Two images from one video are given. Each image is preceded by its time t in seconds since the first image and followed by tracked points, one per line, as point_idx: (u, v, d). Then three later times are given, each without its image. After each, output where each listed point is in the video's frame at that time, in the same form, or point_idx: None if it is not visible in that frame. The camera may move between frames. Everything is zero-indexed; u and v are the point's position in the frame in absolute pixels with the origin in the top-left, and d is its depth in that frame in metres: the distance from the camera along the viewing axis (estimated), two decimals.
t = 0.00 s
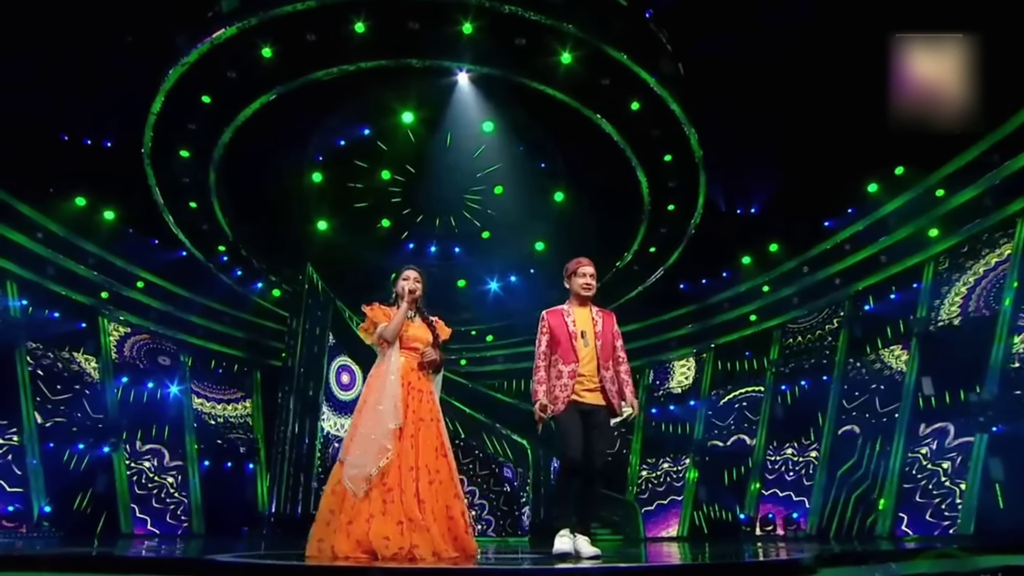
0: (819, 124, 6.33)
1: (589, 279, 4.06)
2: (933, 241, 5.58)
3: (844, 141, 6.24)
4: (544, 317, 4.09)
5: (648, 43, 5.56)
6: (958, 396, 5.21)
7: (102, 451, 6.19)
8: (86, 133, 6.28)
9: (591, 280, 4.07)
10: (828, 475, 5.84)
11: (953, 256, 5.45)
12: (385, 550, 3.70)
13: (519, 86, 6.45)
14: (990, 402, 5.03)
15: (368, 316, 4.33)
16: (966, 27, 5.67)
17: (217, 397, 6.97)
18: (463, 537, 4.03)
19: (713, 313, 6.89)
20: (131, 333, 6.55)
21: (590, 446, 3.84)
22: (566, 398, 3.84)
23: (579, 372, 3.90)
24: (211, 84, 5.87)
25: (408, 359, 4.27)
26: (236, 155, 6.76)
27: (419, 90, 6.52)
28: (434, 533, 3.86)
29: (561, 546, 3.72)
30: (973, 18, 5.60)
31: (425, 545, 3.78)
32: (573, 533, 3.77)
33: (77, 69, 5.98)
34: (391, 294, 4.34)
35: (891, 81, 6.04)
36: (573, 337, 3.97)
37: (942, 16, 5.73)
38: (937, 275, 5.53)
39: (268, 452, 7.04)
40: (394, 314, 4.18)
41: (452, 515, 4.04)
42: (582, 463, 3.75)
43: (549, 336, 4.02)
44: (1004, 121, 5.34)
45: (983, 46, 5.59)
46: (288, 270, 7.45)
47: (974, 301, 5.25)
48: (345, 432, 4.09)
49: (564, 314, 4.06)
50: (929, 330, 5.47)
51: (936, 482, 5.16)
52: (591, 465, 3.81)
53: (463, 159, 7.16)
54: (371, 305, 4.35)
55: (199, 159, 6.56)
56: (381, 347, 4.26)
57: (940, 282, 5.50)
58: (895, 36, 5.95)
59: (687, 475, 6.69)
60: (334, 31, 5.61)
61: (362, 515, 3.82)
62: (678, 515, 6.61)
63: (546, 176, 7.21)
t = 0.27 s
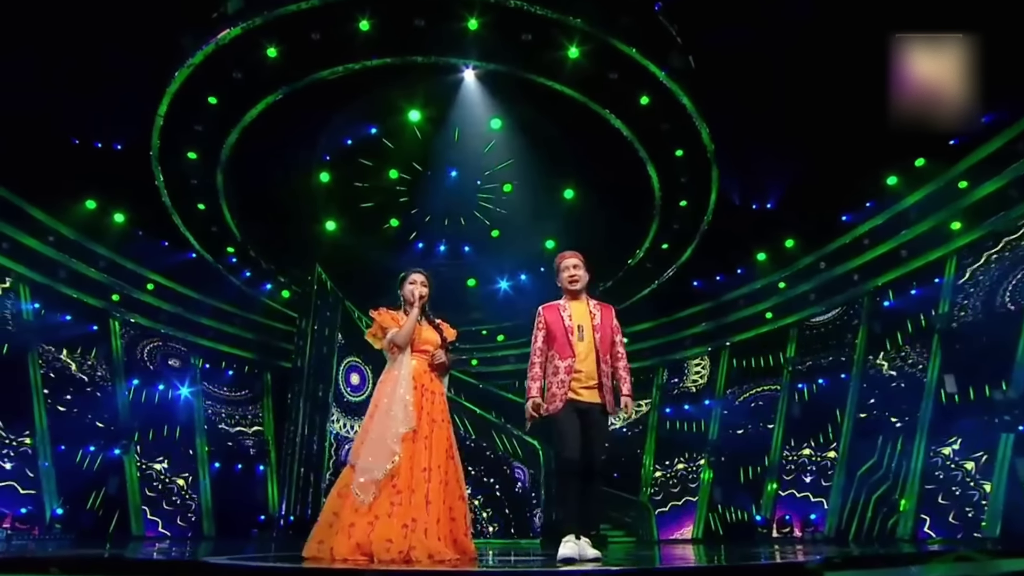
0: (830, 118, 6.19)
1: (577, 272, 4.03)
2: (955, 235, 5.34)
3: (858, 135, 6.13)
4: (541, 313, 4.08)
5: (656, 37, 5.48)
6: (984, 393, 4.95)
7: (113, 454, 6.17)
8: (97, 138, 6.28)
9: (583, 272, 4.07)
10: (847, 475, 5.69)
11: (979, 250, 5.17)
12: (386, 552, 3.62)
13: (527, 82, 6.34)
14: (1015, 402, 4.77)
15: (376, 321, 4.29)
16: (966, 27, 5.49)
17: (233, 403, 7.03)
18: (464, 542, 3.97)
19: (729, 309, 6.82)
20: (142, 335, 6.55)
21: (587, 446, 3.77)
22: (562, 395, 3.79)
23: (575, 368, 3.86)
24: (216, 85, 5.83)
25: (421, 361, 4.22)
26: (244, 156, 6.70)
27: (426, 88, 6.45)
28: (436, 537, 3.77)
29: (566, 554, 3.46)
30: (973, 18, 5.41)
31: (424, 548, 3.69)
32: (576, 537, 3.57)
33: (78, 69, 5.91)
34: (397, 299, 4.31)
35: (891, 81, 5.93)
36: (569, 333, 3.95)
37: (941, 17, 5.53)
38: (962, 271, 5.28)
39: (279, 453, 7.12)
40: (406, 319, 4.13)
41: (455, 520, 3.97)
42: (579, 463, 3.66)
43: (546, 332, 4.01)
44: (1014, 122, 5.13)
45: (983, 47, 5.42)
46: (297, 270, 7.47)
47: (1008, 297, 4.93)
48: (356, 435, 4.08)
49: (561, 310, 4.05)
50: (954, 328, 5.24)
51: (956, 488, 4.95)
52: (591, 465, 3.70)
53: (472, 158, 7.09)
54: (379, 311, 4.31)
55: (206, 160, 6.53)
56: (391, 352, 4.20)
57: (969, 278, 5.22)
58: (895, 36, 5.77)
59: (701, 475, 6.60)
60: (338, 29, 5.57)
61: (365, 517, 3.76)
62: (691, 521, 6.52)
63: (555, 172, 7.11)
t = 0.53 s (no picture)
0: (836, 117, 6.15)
1: (560, 266, 4.03)
2: (979, 228, 5.40)
3: (862, 134, 6.10)
4: (531, 311, 4.08)
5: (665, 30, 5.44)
6: (1009, 387, 5.05)
7: (125, 455, 6.20)
8: (107, 140, 6.26)
9: (566, 265, 4.04)
10: (867, 476, 5.61)
11: (1008, 244, 5.24)
12: (397, 552, 3.60)
13: (541, 82, 6.33)
14: None
15: (389, 324, 4.27)
16: (966, 27, 5.68)
17: (241, 404, 6.84)
18: (475, 547, 3.90)
19: (741, 308, 6.60)
20: (154, 337, 6.59)
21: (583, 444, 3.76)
22: (552, 393, 3.75)
23: (565, 363, 3.83)
24: (222, 85, 5.82)
25: (434, 365, 4.14)
26: (253, 156, 6.69)
27: (433, 85, 6.43)
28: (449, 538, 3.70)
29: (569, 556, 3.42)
30: (973, 18, 5.58)
31: (435, 549, 3.63)
32: (575, 539, 3.57)
33: (79, 69, 5.92)
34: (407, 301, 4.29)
35: (891, 81, 5.98)
36: (556, 329, 3.92)
37: (943, 17, 5.66)
38: (986, 265, 5.32)
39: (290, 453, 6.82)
40: (421, 321, 4.08)
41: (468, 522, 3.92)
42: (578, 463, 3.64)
43: (536, 330, 3.99)
44: None
45: (983, 45, 5.62)
46: (308, 271, 7.29)
47: None
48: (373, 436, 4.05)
49: (549, 306, 4.03)
50: (978, 325, 5.25)
51: (981, 488, 5.01)
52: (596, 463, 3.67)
53: (482, 155, 7.06)
54: (391, 314, 4.29)
55: (214, 162, 6.51)
56: (405, 355, 4.16)
57: (991, 275, 5.28)
58: (895, 36, 5.85)
59: (718, 475, 6.45)
60: (344, 27, 5.54)
61: (379, 516, 3.73)
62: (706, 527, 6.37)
63: (565, 169, 7.07)
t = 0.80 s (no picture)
0: (843, 116, 6.00)
1: (547, 265, 3.97)
2: (999, 221, 5.16)
3: (870, 131, 5.95)
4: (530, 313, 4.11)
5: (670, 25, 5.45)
6: None
7: (134, 457, 6.17)
8: (116, 142, 6.24)
9: (552, 266, 3.98)
10: (883, 475, 5.47)
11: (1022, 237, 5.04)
12: (419, 554, 3.57)
13: (546, 77, 6.31)
14: None
15: (394, 329, 4.20)
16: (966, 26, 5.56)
17: (248, 405, 6.85)
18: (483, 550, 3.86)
19: (756, 304, 6.51)
20: (162, 338, 6.53)
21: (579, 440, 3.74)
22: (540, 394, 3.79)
23: (552, 363, 3.82)
24: (228, 85, 5.87)
25: (439, 368, 4.09)
26: (261, 156, 6.68)
27: (436, 83, 6.41)
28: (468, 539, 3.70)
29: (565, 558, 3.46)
30: (973, 18, 5.48)
31: (456, 550, 3.62)
32: (575, 538, 3.58)
33: (78, 69, 5.85)
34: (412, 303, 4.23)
35: (891, 81, 5.88)
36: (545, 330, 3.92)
37: (942, 16, 5.56)
38: (1007, 258, 5.11)
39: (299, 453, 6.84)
40: (426, 325, 4.03)
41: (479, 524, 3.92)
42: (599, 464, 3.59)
43: (531, 332, 4.01)
44: None
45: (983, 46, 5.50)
46: (314, 271, 7.27)
47: None
48: (379, 441, 3.98)
49: (542, 307, 4.03)
50: (1001, 320, 5.08)
51: (1004, 488, 4.85)
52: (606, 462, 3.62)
53: (489, 153, 7.02)
54: (395, 319, 4.22)
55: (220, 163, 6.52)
56: (411, 360, 4.09)
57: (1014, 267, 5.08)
58: (894, 36, 5.76)
59: (730, 474, 6.39)
60: (348, 26, 5.59)
61: (396, 518, 3.67)
62: (718, 527, 6.32)
63: (573, 166, 7.05)
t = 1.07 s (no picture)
0: (843, 115, 5.93)
1: (551, 266, 3.92)
2: None
3: (879, 126, 5.86)
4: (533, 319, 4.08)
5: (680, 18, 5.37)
6: None
7: (146, 459, 6.13)
8: (128, 145, 6.15)
9: (556, 269, 3.91)
10: (904, 476, 5.37)
11: None
12: (426, 552, 3.55)
13: (553, 74, 6.23)
14: None
15: (395, 325, 4.16)
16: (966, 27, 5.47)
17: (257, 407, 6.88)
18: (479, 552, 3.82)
19: (772, 301, 6.43)
20: (173, 340, 6.51)
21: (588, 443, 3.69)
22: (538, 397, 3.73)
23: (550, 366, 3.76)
24: (234, 86, 5.85)
25: (437, 365, 4.04)
26: (269, 156, 6.66)
27: (442, 80, 6.36)
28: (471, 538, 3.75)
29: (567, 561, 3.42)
30: (973, 19, 5.39)
31: (461, 550, 3.65)
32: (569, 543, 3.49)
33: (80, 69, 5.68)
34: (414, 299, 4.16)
35: (891, 81, 5.80)
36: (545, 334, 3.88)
37: (942, 16, 5.46)
38: None
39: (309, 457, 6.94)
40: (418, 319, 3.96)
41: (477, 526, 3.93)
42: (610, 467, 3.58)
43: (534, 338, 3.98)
44: None
45: (982, 45, 5.42)
46: (326, 272, 7.27)
47: None
48: (376, 437, 3.88)
49: (544, 311, 3.99)
50: None
51: None
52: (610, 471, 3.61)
53: (497, 150, 6.92)
54: (396, 315, 4.18)
55: (229, 164, 6.52)
56: (409, 357, 4.04)
57: None
58: (894, 36, 5.67)
59: (745, 475, 6.29)
60: (353, 24, 5.54)
61: (398, 516, 3.60)
62: (735, 526, 6.24)
63: (583, 163, 6.93)
